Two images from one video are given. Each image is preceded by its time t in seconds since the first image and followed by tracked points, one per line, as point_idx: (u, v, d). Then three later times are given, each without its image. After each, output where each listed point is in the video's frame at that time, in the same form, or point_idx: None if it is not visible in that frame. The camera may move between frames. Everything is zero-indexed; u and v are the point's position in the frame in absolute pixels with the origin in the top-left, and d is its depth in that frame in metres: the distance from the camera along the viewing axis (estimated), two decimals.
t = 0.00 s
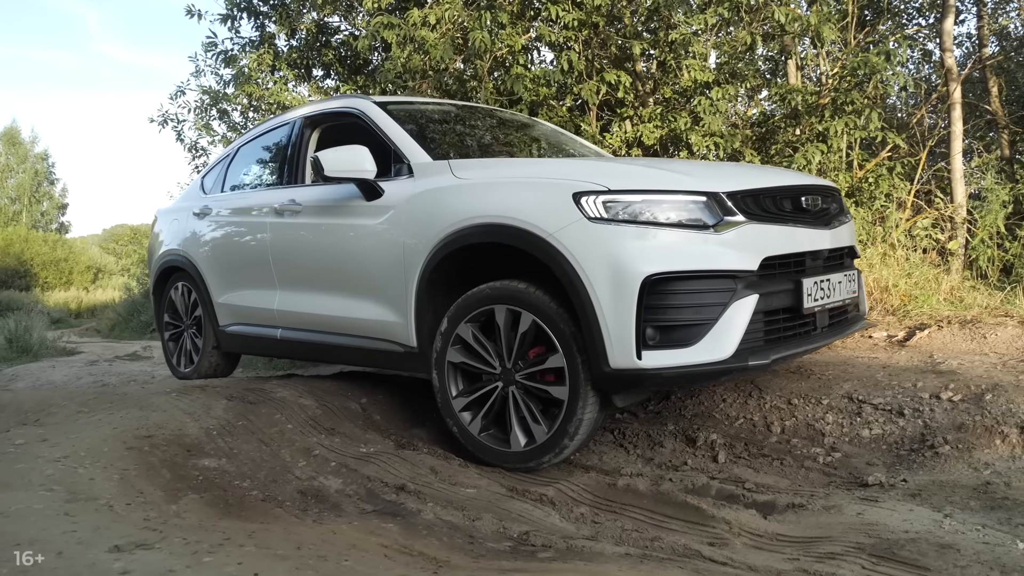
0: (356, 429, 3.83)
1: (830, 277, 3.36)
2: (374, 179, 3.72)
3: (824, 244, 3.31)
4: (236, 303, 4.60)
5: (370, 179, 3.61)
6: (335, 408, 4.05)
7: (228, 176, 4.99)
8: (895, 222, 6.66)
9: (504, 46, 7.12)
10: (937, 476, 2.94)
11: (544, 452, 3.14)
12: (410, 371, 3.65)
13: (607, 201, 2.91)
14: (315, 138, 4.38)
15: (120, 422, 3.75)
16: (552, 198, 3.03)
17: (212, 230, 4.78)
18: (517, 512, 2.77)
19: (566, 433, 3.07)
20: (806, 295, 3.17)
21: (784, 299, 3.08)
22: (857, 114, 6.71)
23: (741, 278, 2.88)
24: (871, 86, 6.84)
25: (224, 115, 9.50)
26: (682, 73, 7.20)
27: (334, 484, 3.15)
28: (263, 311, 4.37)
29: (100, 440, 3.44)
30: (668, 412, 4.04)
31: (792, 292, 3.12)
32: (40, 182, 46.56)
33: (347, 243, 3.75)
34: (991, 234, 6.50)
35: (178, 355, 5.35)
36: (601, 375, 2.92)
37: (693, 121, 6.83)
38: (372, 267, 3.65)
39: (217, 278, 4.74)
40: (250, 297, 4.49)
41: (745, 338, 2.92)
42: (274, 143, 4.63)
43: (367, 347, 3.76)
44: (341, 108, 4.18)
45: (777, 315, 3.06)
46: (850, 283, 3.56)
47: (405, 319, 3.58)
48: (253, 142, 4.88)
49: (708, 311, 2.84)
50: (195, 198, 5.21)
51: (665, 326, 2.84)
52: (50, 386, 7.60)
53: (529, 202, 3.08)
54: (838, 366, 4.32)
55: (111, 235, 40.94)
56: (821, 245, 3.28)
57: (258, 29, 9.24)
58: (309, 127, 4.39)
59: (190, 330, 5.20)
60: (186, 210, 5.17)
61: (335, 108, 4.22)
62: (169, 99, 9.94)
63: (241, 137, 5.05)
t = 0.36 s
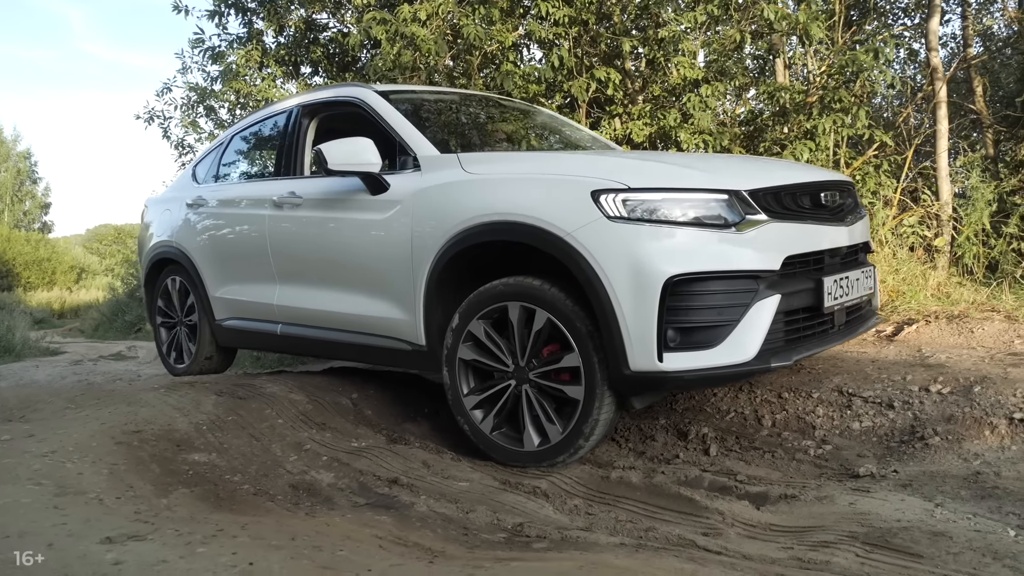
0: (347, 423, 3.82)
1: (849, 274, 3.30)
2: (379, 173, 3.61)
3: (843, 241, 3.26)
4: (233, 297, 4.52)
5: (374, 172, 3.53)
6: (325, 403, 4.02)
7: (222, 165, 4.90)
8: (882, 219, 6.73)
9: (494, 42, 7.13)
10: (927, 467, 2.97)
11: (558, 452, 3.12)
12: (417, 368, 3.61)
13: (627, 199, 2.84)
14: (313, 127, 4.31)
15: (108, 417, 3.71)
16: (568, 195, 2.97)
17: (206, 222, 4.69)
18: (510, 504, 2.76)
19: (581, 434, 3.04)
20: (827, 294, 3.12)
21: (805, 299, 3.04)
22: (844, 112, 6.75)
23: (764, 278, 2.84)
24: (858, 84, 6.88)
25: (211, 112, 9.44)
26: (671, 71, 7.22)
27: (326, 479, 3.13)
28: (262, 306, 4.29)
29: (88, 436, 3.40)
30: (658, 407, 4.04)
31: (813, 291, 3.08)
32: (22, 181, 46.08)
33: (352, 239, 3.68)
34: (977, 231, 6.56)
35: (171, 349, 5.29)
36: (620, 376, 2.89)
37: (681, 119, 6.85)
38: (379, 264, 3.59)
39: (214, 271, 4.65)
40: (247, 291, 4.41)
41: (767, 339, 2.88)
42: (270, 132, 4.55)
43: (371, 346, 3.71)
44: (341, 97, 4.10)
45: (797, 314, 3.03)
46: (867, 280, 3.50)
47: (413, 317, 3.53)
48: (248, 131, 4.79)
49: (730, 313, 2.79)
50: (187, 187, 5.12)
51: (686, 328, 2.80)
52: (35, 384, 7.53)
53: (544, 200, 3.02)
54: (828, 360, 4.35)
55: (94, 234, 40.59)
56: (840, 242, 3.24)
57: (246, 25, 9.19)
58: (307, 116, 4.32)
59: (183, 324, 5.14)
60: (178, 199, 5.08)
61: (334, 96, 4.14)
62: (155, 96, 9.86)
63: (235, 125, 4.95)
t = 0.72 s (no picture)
0: (338, 421, 3.80)
1: (859, 268, 3.29)
2: (381, 168, 3.60)
3: (852, 234, 3.25)
4: (230, 296, 4.47)
5: (377, 166, 3.51)
6: (316, 400, 4.00)
7: (216, 162, 4.85)
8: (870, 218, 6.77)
9: (483, 39, 7.13)
10: (918, 461, 2.99)
11: (566, 452, 3.11)
12: (423, 365, 3.59)
13: (639, 191, 2.84)
14: (311, 122, 4.27)
15: (95, 415, 3.67)
16: (579, 189, 2.96)
17: (201, 219, 4.64)
18: (504, 500, 2.75)
19: (588, 435, 3.03)
20: (839, 288, 3.12)
21: (818, 293, 3.04)
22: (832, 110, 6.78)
23: (778, 271, 2.83)
24: (846, 84, 6.91)
25: (198, 111, 9.37)
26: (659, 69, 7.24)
27: (317, 475, 3.11)
28: (261, 304, 4.24)
29: (75, 433, 3.36)
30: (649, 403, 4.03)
31: (825, 285, 3.07)
32: (6, 181, 45.61)
33: (354, 234, 3.64)
34: (963, 229, 6.62)
35: (166, 349, 5.22)
36: (633, 372, 2.88)
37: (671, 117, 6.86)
38: (382, 259, 3.55)
39: (211, 270, 4.60)
40: (245, 289, 4.36)
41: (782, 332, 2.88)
42: (266, 128, 4.51)
43: (374, 343, 3.67)
44: (340, 91, 4.07)
45: (810, 308, 3.02)
46: (875, 273, 3.49)
47: (419, 314, 3.49)
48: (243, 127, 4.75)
49: (743, 306, 2.79)
50: (180, 185, 5.06)
51: (699, 322, 2.79)
52: (19, 386, 7.44)
53: (552, 193, 3.01)
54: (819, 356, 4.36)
55: (80, 235, 40.24)
56: (851, 235, 3.23)
57: (233, 23, 9.13)
58: (305, 111, 4.28)
59: (178, 323, 5.07)
60: (171, 197, 5.02)
61: (332, 91, 4.11)
62: (142, 94, 9.78)
63: (229, 122, 4.91)
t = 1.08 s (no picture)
0: (329, 423, 3.77)
1: (893, 259, 3.30)
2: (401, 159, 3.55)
3: (887, 226, 3.25)
4: (239, 292, 4.39)
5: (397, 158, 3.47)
6: (306, 402, 3.98)
7: (221, 158, 4.80)
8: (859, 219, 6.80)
9: (474, 41, 7.13)
10: (910, 460, 3.00)
11: (582, 457, 3.08)
12: (442, 362, 3.51)
13: (677, 178, 2.82)
14: (322, 116, 4.24)
15: (82, 417, 3.63)
16: (614, 177, 2.93)
17: (207, 216, 4.57)
18: (496, 501, 2.74)
19: (603, 450, 3.03)
20: (877, 279, 3.13)
21: (856, 284, 3.04)
22: (821, 113, 6.81)
23: (818, 260, 2.82)
24: (834, 86, 6.95)
25: (186, 112, 9.31)
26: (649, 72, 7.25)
27: (308, 477, 3.08)
28: (273, 299, 4.16)
29: (62, 436, 3.32)
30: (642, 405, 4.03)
31: (863, 276, 3.08)
32: None
33: (374, 228, 3.58)
34: (950, 231, 6.62)
35: (168, 351, 5.12)
36: (671, 364, 2.85)
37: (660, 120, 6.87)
38: (404, 253, 3.49)
39: (216, 267, 4.52)
40: (255, 285, 4.28)
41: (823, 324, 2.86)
42: (275, 122, 4.46)
43: (393, 339, 3.60)
44: (353, 83, 4.04)
45: (848, 299, 3.02)
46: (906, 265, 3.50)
47: (442, 309, 3.42)
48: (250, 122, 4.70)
49: (784, 296, 2.78)
50: (182, 182, 5.00)
51: (740, 312, 2.77)
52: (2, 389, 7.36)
53: (586, 182, 2.98)
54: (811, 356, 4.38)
55: (65, 238, 39.87)
56: (884, 227, 3.22)
57: (222, 24, 9.08)
58: (317, 104, 4.24)
59: (180, 321, 4.98)
60: (174, 195, 4.95)
61: (345, 83, 4.09)
62: (129, 94, 9.68)
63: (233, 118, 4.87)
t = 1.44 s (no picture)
0: (314, 431, 3.76)
1: (938, 276, 3.20)
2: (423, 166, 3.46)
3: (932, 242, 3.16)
4: (243, 299, 4.25)
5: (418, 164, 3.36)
6: (291, 411, 3.96)
7: (221, 157, 4.63)
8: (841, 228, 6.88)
9: (460, 52, 7.17)
10: (892, 465, 3.04)
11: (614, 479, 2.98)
12: (467, 378, 3.41)
13: (726, 197, 2.72)
14: (332, 116, 4.10)
15: (63, 427, 3.59)
16: (658, 193, 2.83)
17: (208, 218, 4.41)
18: (482, 509, 2.74)
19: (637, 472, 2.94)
20: (925, 298, 3.02)
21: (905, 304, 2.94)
22: (804, 123, 6.89)
23: (870, 282, 2.73)
24: (816, 98, 7.02)
25: (170, 120, 9.28)
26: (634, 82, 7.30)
27: (292, 486, 3.07)
28: (284, 312, 4.02)
29: (43, 445, 3.28)
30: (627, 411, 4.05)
31: (912, 296, 2.98)
32: None
33: (397, 238, 3.46)
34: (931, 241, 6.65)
35: (168, 358, 4.96)
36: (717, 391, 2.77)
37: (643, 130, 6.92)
38: (428, 265, 3.39)
39: (219, 272, 4.36)
40: (263, 294, 4.14)
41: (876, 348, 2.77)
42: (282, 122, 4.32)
43: (412, 354, 3.50)
44: (366, 82, 3.91)
45: (897, 321, 2.92)
46: (949, 281, 3.40)
47: (467, 324, 3.33)
48: (252, 121, 4.54)
49: (836, 320, 2.69)
50: (177, 181, 4.82)
51: (790, 338, 2.68)
52: None
53: (626, 197, 2.88)
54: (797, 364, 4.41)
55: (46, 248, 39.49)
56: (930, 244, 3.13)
57: (207, 33, 9.06)
58: (325, 104, 4.11)
59: (178, 327, 4.83)
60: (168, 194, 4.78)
61: (357, 82, 3.95)
62: (113, 103, 9.64)
63: (234, 115, 4.70)
